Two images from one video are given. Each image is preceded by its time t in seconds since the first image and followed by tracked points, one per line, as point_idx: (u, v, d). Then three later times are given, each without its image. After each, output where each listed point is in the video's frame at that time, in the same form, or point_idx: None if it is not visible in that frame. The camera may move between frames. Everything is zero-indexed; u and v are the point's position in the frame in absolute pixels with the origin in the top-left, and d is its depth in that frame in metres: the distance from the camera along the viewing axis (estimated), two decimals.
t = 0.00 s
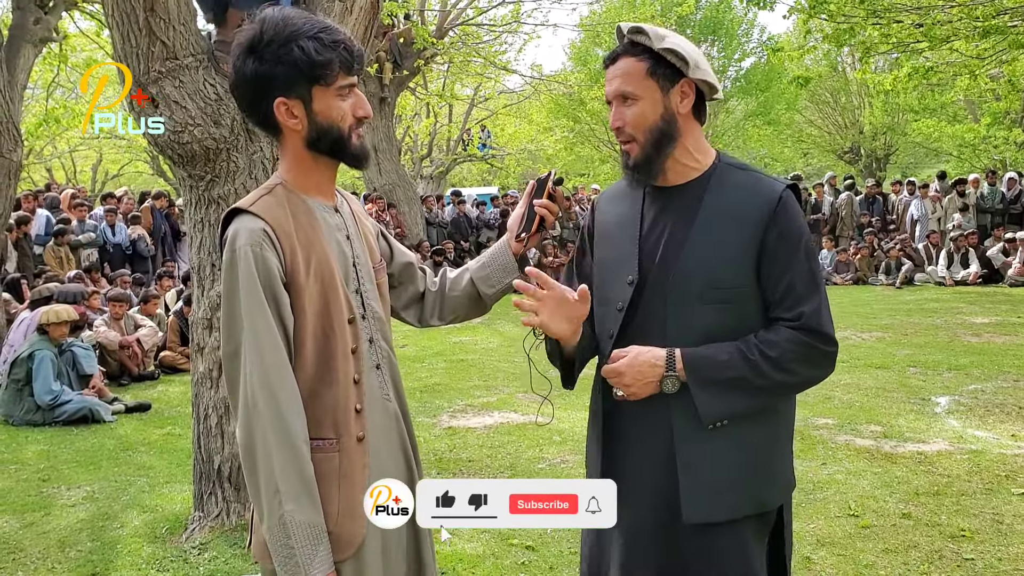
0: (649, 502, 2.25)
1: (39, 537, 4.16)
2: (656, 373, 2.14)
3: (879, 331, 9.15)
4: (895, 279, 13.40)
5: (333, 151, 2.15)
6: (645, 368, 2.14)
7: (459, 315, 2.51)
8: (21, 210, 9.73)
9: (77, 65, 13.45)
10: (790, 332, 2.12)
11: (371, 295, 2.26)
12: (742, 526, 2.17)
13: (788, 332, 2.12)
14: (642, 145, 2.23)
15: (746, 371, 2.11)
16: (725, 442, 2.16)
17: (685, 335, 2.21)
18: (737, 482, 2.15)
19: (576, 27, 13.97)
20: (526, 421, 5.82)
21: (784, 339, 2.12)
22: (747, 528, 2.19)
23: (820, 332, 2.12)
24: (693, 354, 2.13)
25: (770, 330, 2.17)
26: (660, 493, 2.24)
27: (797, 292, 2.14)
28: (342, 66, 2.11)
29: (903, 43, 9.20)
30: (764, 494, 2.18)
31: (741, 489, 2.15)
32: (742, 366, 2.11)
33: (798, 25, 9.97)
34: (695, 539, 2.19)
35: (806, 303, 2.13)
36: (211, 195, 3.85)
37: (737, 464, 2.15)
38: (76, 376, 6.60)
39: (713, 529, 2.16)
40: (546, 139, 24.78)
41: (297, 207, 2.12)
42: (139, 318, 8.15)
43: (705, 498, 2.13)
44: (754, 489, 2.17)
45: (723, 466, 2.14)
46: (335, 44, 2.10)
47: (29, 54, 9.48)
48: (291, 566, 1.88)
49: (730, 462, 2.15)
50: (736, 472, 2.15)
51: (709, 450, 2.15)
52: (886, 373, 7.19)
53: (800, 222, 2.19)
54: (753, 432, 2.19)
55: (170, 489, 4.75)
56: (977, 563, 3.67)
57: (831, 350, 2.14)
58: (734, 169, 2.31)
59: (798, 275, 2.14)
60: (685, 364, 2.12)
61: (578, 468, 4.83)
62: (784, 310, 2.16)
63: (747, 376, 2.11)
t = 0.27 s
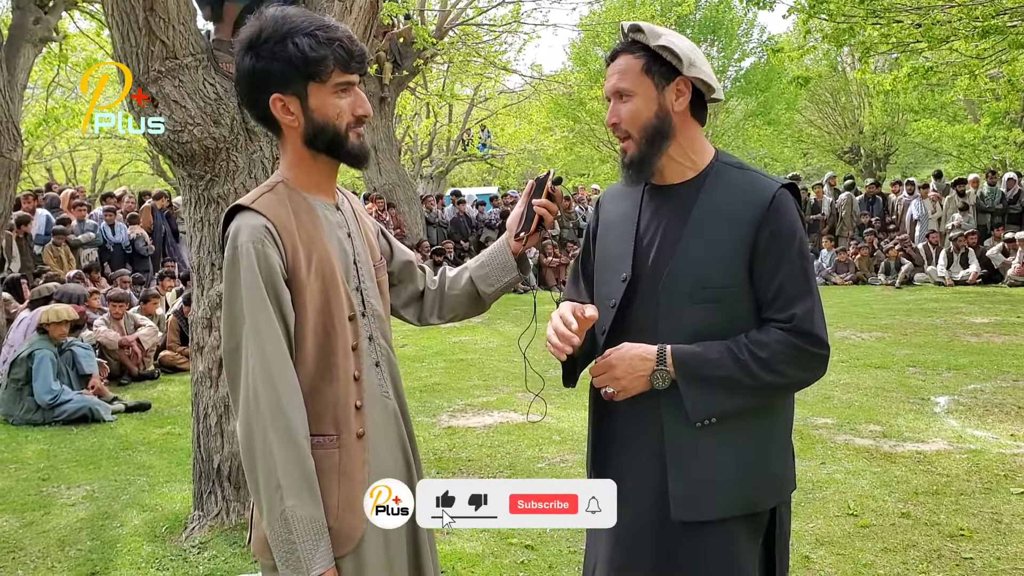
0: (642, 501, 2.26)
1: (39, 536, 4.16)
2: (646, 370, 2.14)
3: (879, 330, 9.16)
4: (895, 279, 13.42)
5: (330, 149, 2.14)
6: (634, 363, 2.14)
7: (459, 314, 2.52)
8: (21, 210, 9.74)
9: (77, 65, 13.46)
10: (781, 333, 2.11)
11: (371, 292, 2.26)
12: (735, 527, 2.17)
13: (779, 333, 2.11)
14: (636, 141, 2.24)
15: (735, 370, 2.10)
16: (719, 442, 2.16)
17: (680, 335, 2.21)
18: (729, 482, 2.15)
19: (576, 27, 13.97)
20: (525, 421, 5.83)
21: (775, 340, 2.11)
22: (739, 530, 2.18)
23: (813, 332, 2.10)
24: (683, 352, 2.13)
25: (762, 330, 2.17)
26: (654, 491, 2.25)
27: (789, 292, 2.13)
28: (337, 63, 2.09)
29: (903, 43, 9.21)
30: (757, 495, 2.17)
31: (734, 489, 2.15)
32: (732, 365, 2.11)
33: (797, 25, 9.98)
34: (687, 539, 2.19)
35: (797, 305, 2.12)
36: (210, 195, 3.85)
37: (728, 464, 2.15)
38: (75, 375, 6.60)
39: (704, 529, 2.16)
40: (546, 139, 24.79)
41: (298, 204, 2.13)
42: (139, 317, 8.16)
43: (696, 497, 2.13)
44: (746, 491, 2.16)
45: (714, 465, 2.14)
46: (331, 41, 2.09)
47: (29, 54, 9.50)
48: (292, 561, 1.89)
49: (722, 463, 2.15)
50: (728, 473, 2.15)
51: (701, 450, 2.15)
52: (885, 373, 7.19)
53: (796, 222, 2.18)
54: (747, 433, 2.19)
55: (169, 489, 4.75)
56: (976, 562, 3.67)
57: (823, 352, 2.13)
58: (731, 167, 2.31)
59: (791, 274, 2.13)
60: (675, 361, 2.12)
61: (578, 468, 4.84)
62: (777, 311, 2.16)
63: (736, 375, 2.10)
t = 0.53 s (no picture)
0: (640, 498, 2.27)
1: (39, 536, 4.17)
2: (643, 359, 2.14)
3: (879, 331, 9.16)
4: (895, 280, 13.45)
5: (327, 147, 2.14)
6: (628, 356, 2.16)
7: (459, 314, 2.52)
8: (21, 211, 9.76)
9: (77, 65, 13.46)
10: (778, 333, 2.13)
11: (373, 290, 2.26)
12: (734, 527, 2.17)
13: (774, 333, 2.13)
14: (638, 136, 2.24)
15: (732, 365, 2.11)
16: (715, 441, 2.16)
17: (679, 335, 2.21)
18: (726, 481, 2.15)
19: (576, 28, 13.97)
20: (525, 422, 5.83)
21: (772, 340, 2.12)
22: (738, 530, 2.18)
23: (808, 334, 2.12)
24: (679, 347, 2.13)
25: (758, 330, 2.18)
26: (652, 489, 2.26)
27: (785, 295, 2.14)
28: (329, 61, 2.10)
29: (903, 44, 9.21)
30: (756, 496, 2.17)
31: (730, 488, 2.15)
32: (730, 359, 2.11)
33: (797, 26, 9.98)
34: (684, 538, 2.19)
35: (793, 309, 2.14)
36: (210, 196, 3.85)
37: (725, 463, 2.15)
38: (76, 376, 6.61)
39: (700, 528, 2.17)
40: (546, 140, 24.78)
41: (300, 203, 2.14)
42: (139, 318, 8.17)
43: (691, 494, 2.15)
44: (744, 490, 2.16)
45: (710, 463, 2.15)
46: (321, 39, 2.09)
47: (29, 55, 9.50)
48: (293, 559, 1.89)
49: (719, 461, 2.15)
50: (724, 472, 2.15)
51: (698, 448, 2.16)
52: (885, 374, 7.19)
53: (794, 222, 2.18)
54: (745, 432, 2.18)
55: (170, 489, 4.76)
56: (975, 563, 3.68)
57: (817, 353, 2.14)
58: (731, 167, 2.31)
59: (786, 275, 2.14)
60: (671, 359, 2.12)
61: (578, 468, 4.84)
62: (773, 312, 2.17)
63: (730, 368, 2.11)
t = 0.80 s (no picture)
0: (638, 499, 2.27)
1: (40, 537, 4.17)
2: (638, 355, 2.16)
3: (878, 334, 9.17)
4: (895, 282, 13.53)
5: (324, 150, 2.15)
6: (626, 352, 2.17)
7: (458, 314, 2.53)
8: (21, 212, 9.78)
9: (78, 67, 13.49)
10: (774, 335, 2.13)
11: (371, 291, 2.27)
12: (732, 529, 2.18)
13: (771, 335, 2.13)
14: (646, 137, 2.24)
15: (730, 365, 2.12)
16: (713, 442, 2.17)
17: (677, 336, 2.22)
18: (723, 482, 2.15)
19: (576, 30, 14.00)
20: (524, 423, 5.84)
21: (768, 341, 2.13)
22: (736, 531, 2.19)
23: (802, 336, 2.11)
24: (678, 347, 2.14)
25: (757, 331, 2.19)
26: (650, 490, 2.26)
27: (782, 297, 2.14)
28: (329, 65, 2.11)
29: (903, 48, 9.23)
30: (753, 498, 2.17)
31: (728, 490, 2.16)
32: (728, 359, 2.12)
33: (797, 28, 10.00)
34: (682, 539, 2.19)
35: (787, 312, 2.13)
36: (211, 197, 3.86)
37: (724, 464, 2.16)
38: (76, 377, 6.62)
39: (698, 528, 2.18)
40: (547, 141, 24.80)
41: (298, 205, 2.15)
42: (139, 319, 8.18)
43: (689, 495, 2.16)
44: (742, 492, 2.16)
45: (708, 464, 2.16)
46: (322, 43, 2.10)
47: (30, 56, 9.52)
48: (285, 559, 1.90)
49: (717, 462, 2.16)
50: (722, 473, 2.16)
51: (696, 449, 2.17)
52: (885, 376, 7.20)
53: (792, 224, 2.19)
54: (743, 434, 2.19)
55: (170, 490, 4.77)
56: (973, 565, 3.69)
57: (816, 356, 2.13)
58: (731, 170, 2.32)
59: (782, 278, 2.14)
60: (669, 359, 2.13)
61: (577, 470, 4.85)
62: (769, 315, 2.17)
63: (728, 368, 2.12)
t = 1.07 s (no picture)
0: (639, 499, 2.27)
1: (39, 535, 4.17)
2: (652, 356, 2.13)
3: (878, 335, 9.17)
4: (894, 284, 13.57)
5: (320, 149, 2.16)
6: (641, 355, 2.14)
7: (456, 313, 2.53)
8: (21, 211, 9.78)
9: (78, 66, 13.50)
10: (787, 330, 2.15)
11: (368, 289, 2.27)
12: (733, 527, 2.18)
13: (785, 330, 2.15)
14: (654, 137, 2.24)
15: (743, 362, 2.12)
16: (715, 441, 2.17)
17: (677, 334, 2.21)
18: (726, 480, 2.15)
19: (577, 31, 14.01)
20: (524, 423, 5.85)
21: (780, 337, 2.14)
22: (738, 529, 2.19)
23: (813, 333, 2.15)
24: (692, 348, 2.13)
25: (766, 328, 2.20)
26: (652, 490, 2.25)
27: (787, 296, 2.17)
28: (325, 64, 2.11)
29: (903, 49, 9.24)
30: (755, 495, 2.18)
31: (731, 488, 2.16)
32: (742, 357, 2.13)
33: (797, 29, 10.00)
34: (685, 538, 2.19)
35: (798, 309, 2.16)
36: (211, 196, 3.86)
37: (725, 463, 2.16)
38: (76, 376, 6.63)
39: (701, 527, 2.18)
40: (547, 142, 24.81)
41: (294, 202, 2.15)
42: (139, 318, 8.18)
43: (694, 494, 2.15)
44: (743, 490, 2.17)
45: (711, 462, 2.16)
46: (318, 43, 2.10)
47: (31, 55, 9.52)
48: (283, 556, 1.90)
49: (719, 461, 2.16)
50: (724, 471, 2.16)
51: (698, 447, 2.17)
52: (885, 377, 7.20)
53: (793, 223, 2.21)
54: (745, 431, 2.19)
55: (169, 489, 4.77)
56: (973, 565, 3.69)
57: (824, 350, 2.17)
58: (730, 170, 2.33)
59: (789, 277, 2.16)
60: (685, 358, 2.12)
61: (576, 470, 4.85)
62: (773, 313, 2.19)
63: (742, 366, 2.12)
